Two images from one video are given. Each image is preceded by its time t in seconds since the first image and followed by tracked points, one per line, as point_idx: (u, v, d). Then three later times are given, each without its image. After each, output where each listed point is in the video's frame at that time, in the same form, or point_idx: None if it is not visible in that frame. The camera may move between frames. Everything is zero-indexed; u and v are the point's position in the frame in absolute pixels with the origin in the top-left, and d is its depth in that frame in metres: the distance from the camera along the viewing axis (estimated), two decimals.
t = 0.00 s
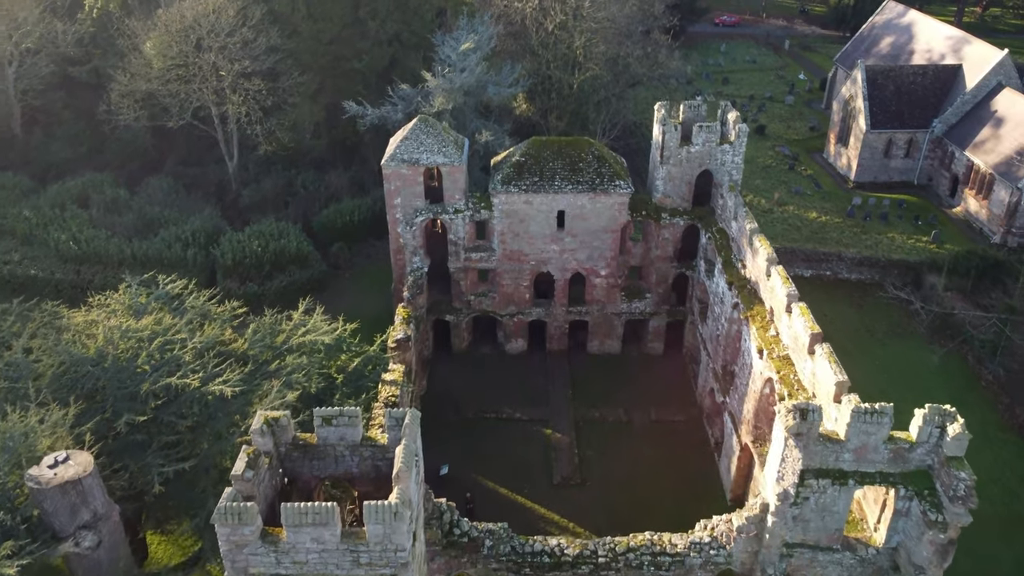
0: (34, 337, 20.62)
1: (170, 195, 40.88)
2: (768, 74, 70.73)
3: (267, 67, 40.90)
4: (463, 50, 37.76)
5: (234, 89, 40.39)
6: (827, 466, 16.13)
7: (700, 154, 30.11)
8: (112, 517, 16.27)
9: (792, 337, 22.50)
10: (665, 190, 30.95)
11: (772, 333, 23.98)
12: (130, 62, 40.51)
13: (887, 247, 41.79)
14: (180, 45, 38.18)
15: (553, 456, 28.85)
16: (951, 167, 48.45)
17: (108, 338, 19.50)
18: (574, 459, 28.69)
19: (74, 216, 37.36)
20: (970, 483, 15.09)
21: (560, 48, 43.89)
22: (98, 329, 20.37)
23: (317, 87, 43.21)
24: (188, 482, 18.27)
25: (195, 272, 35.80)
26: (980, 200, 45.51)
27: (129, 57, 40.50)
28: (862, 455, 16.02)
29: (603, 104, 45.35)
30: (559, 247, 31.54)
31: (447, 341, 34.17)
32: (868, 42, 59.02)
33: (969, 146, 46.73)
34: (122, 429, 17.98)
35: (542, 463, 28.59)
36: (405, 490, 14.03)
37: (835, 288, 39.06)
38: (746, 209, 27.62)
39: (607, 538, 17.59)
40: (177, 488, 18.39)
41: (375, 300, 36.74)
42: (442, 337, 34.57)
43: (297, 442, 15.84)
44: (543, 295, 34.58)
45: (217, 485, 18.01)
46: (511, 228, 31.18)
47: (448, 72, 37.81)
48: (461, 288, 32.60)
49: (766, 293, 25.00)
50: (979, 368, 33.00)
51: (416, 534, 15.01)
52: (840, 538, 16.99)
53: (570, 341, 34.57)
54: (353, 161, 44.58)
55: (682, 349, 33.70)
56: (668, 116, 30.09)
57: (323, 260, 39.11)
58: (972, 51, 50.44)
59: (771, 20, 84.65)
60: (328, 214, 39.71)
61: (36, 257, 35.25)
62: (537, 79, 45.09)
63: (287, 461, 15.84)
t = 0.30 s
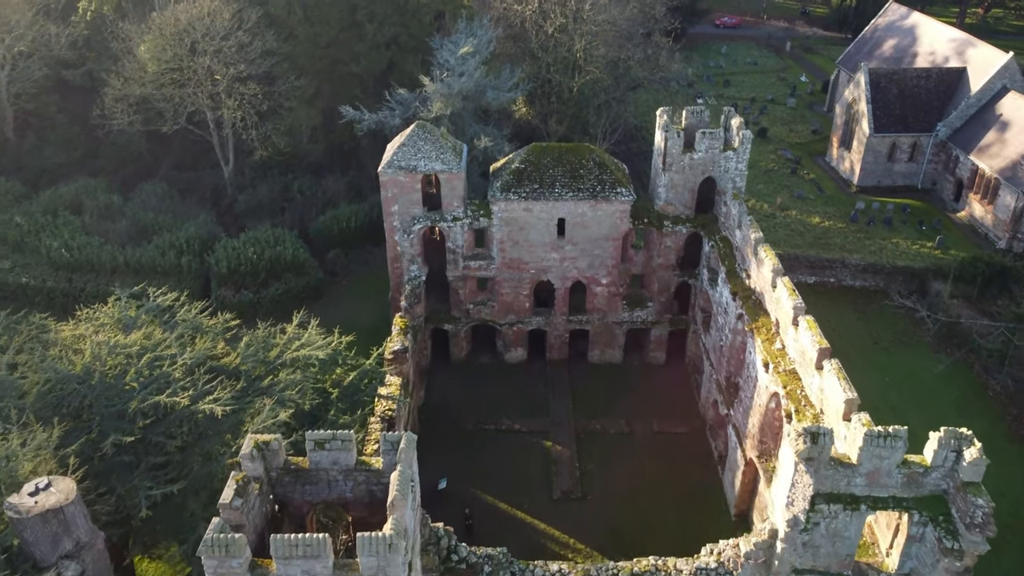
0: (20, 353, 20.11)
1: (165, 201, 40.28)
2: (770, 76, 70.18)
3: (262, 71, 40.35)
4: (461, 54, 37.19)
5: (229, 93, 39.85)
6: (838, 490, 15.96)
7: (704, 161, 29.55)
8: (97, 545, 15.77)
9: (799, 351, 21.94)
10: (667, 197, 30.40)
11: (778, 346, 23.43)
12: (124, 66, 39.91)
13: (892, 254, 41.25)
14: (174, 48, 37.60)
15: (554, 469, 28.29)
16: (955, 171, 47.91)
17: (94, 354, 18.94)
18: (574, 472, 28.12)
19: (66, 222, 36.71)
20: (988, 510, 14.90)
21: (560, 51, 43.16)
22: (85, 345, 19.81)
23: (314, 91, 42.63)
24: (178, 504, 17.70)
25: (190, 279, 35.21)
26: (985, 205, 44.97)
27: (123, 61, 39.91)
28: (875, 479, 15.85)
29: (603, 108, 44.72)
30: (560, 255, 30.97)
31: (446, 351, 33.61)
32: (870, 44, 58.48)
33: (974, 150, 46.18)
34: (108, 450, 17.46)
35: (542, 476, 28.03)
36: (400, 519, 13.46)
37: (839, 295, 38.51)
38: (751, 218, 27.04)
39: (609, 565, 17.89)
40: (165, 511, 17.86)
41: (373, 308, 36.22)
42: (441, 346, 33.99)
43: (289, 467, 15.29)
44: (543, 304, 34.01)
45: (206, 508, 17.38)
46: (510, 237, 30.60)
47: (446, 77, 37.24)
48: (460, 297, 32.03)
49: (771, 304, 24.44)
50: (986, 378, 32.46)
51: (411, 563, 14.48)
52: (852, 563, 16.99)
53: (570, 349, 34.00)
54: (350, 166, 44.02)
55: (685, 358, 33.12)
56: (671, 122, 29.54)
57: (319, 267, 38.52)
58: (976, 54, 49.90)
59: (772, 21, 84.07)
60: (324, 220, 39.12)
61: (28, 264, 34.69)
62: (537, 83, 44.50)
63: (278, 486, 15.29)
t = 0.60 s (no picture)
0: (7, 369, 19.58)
1: (159, 206, 39.67)
2: (771, 78, 69.58)
3: (258, 75, 39.81)
4: (460, 59, 36.64)
5: (224, 98, 39.28)
6: (850, 516, 16.03)
7: (707, 168, 28.99)
8: None
9: (806, 365, 21.36)
10: (669, 205, 29.83)
11: (784, 359, 22.84)
12: (118, 70, 39.32)
13: (896, 260, 40.73)
14: (169, 52, 37.01)
15: (555, 483, 27.71)
16: (960, 175, 47.37)
17: (81, 372, 18.37)
18: (576, 486, 27.55)
19: (59, 229, 36.10)
20: (1007, 539, 14.89)
21: (560, 55, 42.58)
22: (72, 361, 19.23)
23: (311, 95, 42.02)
24: (165, 529, 17.00)
25: (184, 287, 34.62)
26: (991, 210, 44.43)
27: (117, 64, 39.29)
28: (888, 505, 15.94)
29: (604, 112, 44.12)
30: (560, 263, 30.38)
31: (445, 360, 33.05)
32: (873, 47, 57.95)
33: (979, 154, 45.64)
34: (94, 473, 16.88)
35: (543, 490, 27.46)
36: (395, 551, 12.85)
37: (843, 303, 37.97)
38: (755, 226, 26.46)
39: None
40: (153, 536, 17.20)
41: (371, 317, 35.67)
42: (439, 356, 33.42)
43: (280, 492, 14.67)
44: (543, 313, 33.46)
45: (195, 534, 16.71)
46: (509, 245, 30.02)
47: (445, 82, 36.72)
48: (458, 306, 31.45)
49: (777, 316, 23.89)
50: (993, 388, 31.99)
51: None
52: None
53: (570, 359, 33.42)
54: (348, 171, 43.45)
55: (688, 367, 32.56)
56: (673, 128, 28.97)
57: (316, 273, 37.92)
58: (981, 57, 49.38)
59: (774, 23, 83.44)
60: (321, 226, 38.53)
61: (19, 272, 34.13)
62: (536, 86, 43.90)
63: (268, 513, 14.72)
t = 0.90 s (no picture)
0: None
1: (154, 212, 39.07)
2: (773, 80, 69.03)
3: (254, 79, 39.23)
4: (459, 63, 36.09)
5: (219, 102, 38.69)
6: (864, 544, 16.03)
7: (711, 176, 28.44)
8: None
9: (814, 381, 20.82)
10: (672, 213, 29.27)
11: (791, 374, 22.27)
12: (112, 74, 38.73)
13: (901, 266, 40.21)
14: (163, 56, 36.41)
15: (555, 497, 27.16)
16: (965, 179, 46.84)
17: (67, 390, 17.80)
18: (577, 500, 26.99)
19: (51, 236, 35.49)
20: None
21: (560, 58, 41.96)
22: (59, 378, 18.68)
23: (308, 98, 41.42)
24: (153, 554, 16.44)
25: (179, 295, 34.04)
26: (996, 215, 43.90)
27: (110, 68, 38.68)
28: (903, 533, 16.07)
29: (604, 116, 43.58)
30: (561, 272, 29.81)
31: (443, 369, 32.50)
32: (876, 49, 57.43)
33: (984, 158, 45.08)
34: (79, 496, 16.33)
35: (543, 504, 26.90)
36: None
37: (848, 310, 37.45)
38: (761, 235, 25.92)
39: None
40: (141, 562, 16.64)
41: (369, 326, 35.15)
42: (438, 365, 32.85)
43: (270, 520, 14.13)
44: (543, 321, 32.90)
45: (185, 559, 16.19)
46: (509, 253, 29.45)
47: (443, 87, 36.25)
48: (457, 315, 30.87)
49: (783, 329, 23.36)
50: (1002, 399, 31.48)
51: None
52: None
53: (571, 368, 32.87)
54: (345, 176, 42.90)
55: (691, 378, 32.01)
56: (676, 134, 28.40)
57: (312, 280, 37.34)
58: (985, 60, 48.84)
59: (775, 24, 82.85)
60: (318, 233, 37.97)
61: (10, 280, 33.54)
62: (536, 89, 43.32)
63: (258, 541, 14.15)
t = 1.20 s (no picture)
0: None
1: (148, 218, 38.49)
2: (774, 82, 68.53)
3: (249, 83, 38.64)
4: (458, 68, 35.55)
5: (214, 106, 38.11)
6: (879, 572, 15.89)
7: (714, 183, 27.89)
8: None
9: (822, 396, 20.23)
10: (675, 221, 28.72)
11: (798, 389, 21.69)
12: (105, 78, 38.13)
13: (906, 272, 39.66)
14: (158, 60, 35.81)
15: (556, 511, 26.59)
16: (969, 184, 46.30)
17: (52, 409, 17.23)
18: (578, 514, 26.42)
19: (43, 242, 34.90)
20: None
21: (560, 62, 41.35)
22: (45, 396, 18.11)
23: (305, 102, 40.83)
24: None
25: (173, 303, 33.49)
26: (1001, 220, 43.36)
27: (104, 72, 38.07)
28: (919, 561, 15.87)
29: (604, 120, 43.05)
30: (562, 280, 29.25)
31: (442, 379, 31.94)
32: (879, 52, 56.92)
33: (989, 162, 44.54)
34: (63, 522, 15.78)
35: (543, 519, 26.34)
36: None
37: (852, 317, 36.91)
38: (766, 245, 25.36)
39: None
40: None
41: (366, 334, 34.60)
42: (436, 375, 32.29)
43: (261, 550, 13.62)
44: (543, 330, 32.34)
45: None
46: (509, 262, 28.88)
47: (442, 91, 35.71)
48: (456, 324, 30.30)
49: (789, 342, 22.81)
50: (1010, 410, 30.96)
51: None
52: None
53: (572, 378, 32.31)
54: (342, 181, 42.33)
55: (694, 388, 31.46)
56: (679, 141, 27.84)
57: (309, 288, 36.77)
58: (990, 63, 48.32)
59: (777, 26, 82.31)
60: (315, 240, 37.41)
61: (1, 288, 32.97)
62: (535, 93, 42.76)
63: (247, 571, 13.62)
